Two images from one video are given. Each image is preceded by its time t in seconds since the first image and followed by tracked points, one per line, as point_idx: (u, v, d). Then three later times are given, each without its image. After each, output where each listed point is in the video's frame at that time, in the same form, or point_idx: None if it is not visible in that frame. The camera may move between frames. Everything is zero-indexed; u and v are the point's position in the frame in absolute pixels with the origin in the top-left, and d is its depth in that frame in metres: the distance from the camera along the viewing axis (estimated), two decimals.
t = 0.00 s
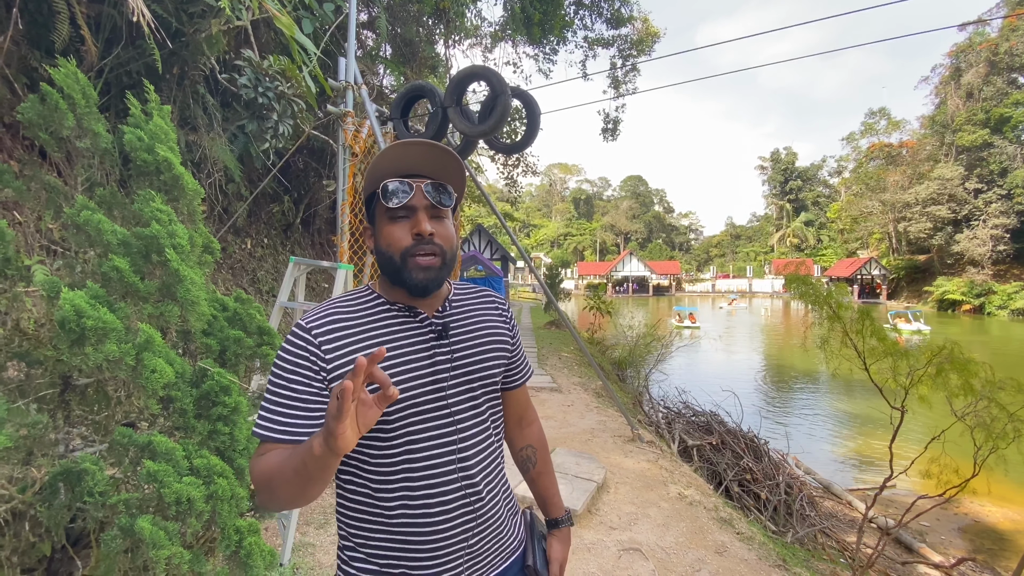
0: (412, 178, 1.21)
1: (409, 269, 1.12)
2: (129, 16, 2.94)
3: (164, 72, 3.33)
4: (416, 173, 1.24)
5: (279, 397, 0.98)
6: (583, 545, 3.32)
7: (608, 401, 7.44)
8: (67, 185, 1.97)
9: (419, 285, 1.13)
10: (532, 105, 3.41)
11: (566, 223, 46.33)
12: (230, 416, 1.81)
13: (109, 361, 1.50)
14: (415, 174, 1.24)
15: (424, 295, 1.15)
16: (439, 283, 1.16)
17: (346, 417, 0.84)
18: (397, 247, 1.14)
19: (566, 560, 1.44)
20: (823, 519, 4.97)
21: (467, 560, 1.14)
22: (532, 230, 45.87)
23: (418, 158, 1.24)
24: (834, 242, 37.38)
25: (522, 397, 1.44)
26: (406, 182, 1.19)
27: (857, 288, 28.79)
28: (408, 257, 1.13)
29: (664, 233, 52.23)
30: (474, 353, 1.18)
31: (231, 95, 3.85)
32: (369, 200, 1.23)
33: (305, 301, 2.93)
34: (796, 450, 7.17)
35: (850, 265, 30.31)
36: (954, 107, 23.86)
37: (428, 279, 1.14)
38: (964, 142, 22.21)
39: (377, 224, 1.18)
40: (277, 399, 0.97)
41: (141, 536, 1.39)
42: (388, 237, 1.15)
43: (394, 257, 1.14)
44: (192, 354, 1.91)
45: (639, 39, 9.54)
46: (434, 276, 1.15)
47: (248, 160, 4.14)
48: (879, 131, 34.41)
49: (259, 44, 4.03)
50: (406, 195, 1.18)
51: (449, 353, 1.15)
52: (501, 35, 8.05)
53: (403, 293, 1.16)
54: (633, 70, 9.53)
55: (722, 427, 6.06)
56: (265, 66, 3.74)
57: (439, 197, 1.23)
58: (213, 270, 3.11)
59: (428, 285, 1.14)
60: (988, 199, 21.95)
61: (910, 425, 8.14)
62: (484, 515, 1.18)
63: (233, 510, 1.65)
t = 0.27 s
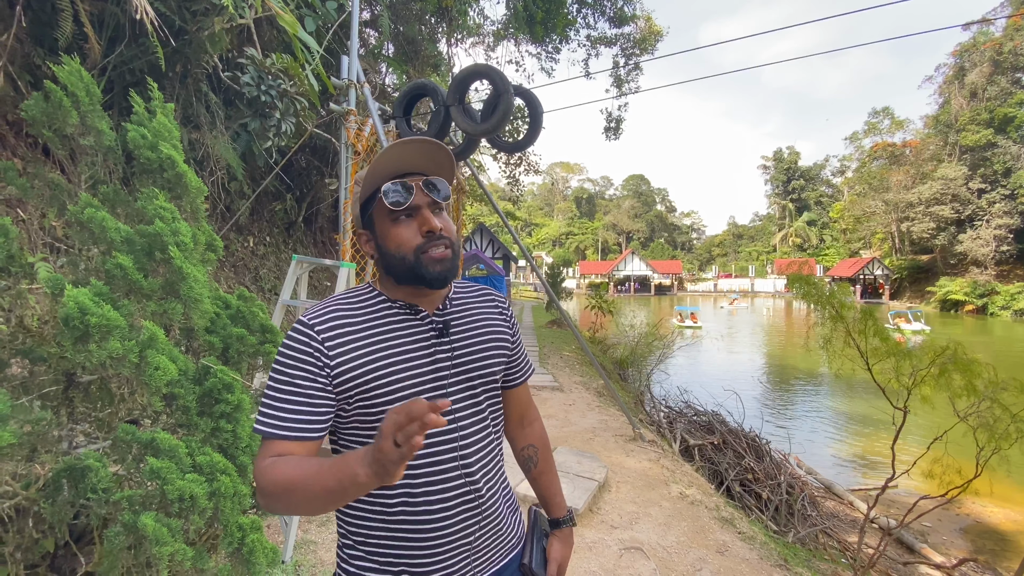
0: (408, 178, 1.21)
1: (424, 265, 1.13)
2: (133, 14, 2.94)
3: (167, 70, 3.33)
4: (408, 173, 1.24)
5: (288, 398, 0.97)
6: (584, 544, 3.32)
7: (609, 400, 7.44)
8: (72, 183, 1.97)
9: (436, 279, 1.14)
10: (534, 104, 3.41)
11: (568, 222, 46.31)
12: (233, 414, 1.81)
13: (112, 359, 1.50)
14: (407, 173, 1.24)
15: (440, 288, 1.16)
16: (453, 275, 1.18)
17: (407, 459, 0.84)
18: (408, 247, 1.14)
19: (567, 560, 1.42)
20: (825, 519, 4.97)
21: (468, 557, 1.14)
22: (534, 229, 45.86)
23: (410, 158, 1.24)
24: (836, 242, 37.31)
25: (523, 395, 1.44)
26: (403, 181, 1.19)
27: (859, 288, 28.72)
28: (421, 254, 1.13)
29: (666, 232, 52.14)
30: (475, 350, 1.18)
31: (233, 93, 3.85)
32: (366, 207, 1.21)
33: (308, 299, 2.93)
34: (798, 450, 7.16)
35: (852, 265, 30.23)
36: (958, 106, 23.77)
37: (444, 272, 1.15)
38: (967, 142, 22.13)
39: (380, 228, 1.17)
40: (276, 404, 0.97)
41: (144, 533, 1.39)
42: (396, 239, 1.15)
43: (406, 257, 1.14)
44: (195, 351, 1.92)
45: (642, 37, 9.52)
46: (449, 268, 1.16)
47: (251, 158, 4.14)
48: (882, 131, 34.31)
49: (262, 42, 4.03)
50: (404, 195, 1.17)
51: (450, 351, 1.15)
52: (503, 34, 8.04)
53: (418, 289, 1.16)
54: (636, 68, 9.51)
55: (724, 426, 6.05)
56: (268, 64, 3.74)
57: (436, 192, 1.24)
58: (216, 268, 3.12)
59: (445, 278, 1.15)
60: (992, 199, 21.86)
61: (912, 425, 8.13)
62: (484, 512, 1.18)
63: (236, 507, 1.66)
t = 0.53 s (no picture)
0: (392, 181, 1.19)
1: (420, 270, 1.11)
2: (135, 12, 2.95)
3: (170, 68, 3.34)
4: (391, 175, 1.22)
5: (325, 384, 0.93)
6: (585, 542, 3.32)
7: (611, 399, 7.44)
8: (75, 180, 1.98)
9: (433, 283, 1.13)
10: (536, 103, 3.40)
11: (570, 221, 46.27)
12: (235, 412, 1.81)
13: (116, 356, 1.50)
14: (391, 175, 1.22)
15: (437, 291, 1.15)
16: (447, 277, 1.17)
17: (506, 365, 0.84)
18: (401, 253, 1.12)
19: (565, 551, 1.44)
20: (826, 519, 4.96)
21: (470, 554, 1.15)
22: (536, 227, 45.84)
23: (391, 160, 1.23)
24: (838, 241, 37.22)
25: (519, 390, 1.44)
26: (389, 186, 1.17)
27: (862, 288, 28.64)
28: (415, 259, 1.12)
29: (668, 231, 51.97)
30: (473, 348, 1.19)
31: (236, 91, 3.84)
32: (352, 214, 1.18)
33: (310, 297, 2.94)
34: (799, 450, 7.15)
35: (855, 265, 30.15)
36: (962, 106, 23.67)
37: (439, 274, 1.14)
38: (971, 142, 22.05)
39: (371, 235, 1.15)
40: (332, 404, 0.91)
41: (147, 529, 1.40)
42: (388, 246, 1.13)
43: (400, 263, 1.12)
44: (198, 349, 1.92)
45: (645, 36, 9.50)
46: (443, 270, 1.15)
47: (253, 156, 4.14)
48: (886, 130, 34.18)
49: (265, 41, 4.03)
50: (391, 199, 1.15)
51: (449, 350, 1.15)
52: (506, 32, 8.03)
53: (414, 292, 1.15)
54: (639, 67, 9.49)
55: (725, 426, 6.05)
56: (270, 62, 3.74)
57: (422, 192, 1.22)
58: (218, 265, 3.12)
59: (441, 281, 1.14)
60: (996, 200, 21.77)
61: (914, 426, 8.11)
62: (485, 509, 1.19)
63: (238, 503, 1.66)
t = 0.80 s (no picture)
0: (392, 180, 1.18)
1: (418, 271, 1.11)
2: (138, 9, 2.95)
3: (173, 66, 3.34)
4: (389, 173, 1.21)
5: (352, 361, 0.94)
6: (585, 541, 3.33)
7: (612, 398, 7.44)
8: (78, 178, 1.98)
9: (430, 285, 1.13)
10: (539, 101, 3.39)
11: (572, 220, 46.23)
12: (237, 409, 1.82)
13: (118, 353, 1.51)
14: (389, 175, 1.22)
15: (433, 293, 1.15)
16: (445, 278, 1.17)
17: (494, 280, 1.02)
18: (400, 252, 1.12)
19: (565, 541, 1.47)
20: (827, 519, 4.96)
21: (479, 547, 1.16)
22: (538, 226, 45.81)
23: (391, 158, 1.22)
24: (841, 241, 37.13)
25: (514, 385, 1.45)
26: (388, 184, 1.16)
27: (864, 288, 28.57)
28: (415, 259, 1.11)
29: (670, 231, 51.88)
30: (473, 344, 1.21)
31: (238, 89, 3.85)
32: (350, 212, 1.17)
33: (311, 295, 2.94)
34: (800, 450, 7.15)
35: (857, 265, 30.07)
36: (966, 105, 23.60)
37: (438, 275, 1.14)
38: (974, 142, 21.98)
39: (370, 233, 1.15)
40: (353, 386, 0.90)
41: (149, 526, 1.40)
42: (387, 245, 1.13)
43: (399, 263, 1.12)
44: (200, 346, 1.92)
45: (647, 34, 9.48)
46: (442, 271, 1.15)
47: (255, 154, 4.15)
48: (889, 130, 34.07)
49: (267, 38, 4.03)
50: (390, 198, 1.14)
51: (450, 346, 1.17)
52: (508, 30, 8.02)
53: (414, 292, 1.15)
54: (641, 66, 9.47)
55: (726, 425, 6.05)
56: (273, 60, 3.74)
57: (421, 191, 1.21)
58: (220, 263, 3.13)
59: (438, 283, 1.14)
60: (999, 200, 21.69)
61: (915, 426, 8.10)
62: (492, 502, 1.20)
63: (239, 501, 1.67)
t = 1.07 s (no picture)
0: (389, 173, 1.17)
1: (394, 270, 1.10)
2: (141, 7, 2.95)
3: (174, 64, 3.35)
4: (390, 166, 1.20)
5: (348, 363, 0.93)
6: (586, 540, 3.33)
7: (613, 397, 7.44)
8: (80, 175, 1.99)
9: (407, 286, 1.11)
10: (540, 100, 3.39)
11: (573, 219, 46.18)
12: (238, 407, 1.82)
13: (120, 350, 1.51)
14: (391, 168, 1.21)
15: (415, 293, 1.14)
16: (427, 281, 1.14)
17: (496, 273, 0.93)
18: (381, 249, 1.12)
19: (564, 537, 1.49)
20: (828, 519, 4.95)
21: (483, 545, 1.16)
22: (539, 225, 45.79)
23: (394, 149, 1.19)
24: (842, 241, 37.09)
25: (513, 384, 1.44)
26: (382, 178, 1.15)
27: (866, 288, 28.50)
28: (392, 258, 1.11)
29: (672, 230, 51.80)
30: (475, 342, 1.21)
31: (240, 87, 3.85)
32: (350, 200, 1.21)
33: (313, 293, 2.95)
34: (801, 450, 7.14)
35: (859, 264, 30.02)
36: (969, 105, 23.54)
37: (416, 278, 1.11)
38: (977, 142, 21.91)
39: (360, 224, 1.17)
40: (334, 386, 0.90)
41: (150, 523, 1.41)
42: (371, 239, 1.14)
43: (379, 258, 1.12)
44: (201, 344, 1.92)
45: (649, 33, 9.47)
46: (421, 274, 1.12)
47: (257, 152, 4.15)
48: (891, 130, 33.98)
49: (269, 36, 4.03)
50: (380, 192, 1.14)
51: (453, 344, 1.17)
52: (510, 29, 8.01)
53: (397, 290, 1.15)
54: (643, 65, 9.45)
55: (727, 425, 6.05)
56: (274, 58, 3.74)
57: (419, 188, 1.18)
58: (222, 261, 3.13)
59: (416, 285, 1.12)
60: (1002, 200, 21.62)
61: (917, 427, 8.09)
62: (494, 500, 1.21)
63: (240, 498, 1.66)
